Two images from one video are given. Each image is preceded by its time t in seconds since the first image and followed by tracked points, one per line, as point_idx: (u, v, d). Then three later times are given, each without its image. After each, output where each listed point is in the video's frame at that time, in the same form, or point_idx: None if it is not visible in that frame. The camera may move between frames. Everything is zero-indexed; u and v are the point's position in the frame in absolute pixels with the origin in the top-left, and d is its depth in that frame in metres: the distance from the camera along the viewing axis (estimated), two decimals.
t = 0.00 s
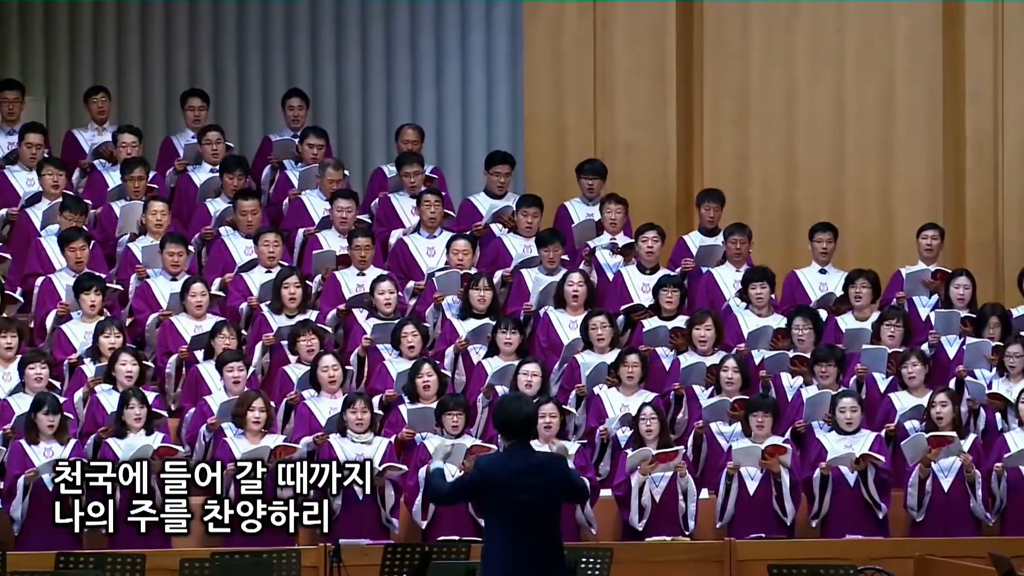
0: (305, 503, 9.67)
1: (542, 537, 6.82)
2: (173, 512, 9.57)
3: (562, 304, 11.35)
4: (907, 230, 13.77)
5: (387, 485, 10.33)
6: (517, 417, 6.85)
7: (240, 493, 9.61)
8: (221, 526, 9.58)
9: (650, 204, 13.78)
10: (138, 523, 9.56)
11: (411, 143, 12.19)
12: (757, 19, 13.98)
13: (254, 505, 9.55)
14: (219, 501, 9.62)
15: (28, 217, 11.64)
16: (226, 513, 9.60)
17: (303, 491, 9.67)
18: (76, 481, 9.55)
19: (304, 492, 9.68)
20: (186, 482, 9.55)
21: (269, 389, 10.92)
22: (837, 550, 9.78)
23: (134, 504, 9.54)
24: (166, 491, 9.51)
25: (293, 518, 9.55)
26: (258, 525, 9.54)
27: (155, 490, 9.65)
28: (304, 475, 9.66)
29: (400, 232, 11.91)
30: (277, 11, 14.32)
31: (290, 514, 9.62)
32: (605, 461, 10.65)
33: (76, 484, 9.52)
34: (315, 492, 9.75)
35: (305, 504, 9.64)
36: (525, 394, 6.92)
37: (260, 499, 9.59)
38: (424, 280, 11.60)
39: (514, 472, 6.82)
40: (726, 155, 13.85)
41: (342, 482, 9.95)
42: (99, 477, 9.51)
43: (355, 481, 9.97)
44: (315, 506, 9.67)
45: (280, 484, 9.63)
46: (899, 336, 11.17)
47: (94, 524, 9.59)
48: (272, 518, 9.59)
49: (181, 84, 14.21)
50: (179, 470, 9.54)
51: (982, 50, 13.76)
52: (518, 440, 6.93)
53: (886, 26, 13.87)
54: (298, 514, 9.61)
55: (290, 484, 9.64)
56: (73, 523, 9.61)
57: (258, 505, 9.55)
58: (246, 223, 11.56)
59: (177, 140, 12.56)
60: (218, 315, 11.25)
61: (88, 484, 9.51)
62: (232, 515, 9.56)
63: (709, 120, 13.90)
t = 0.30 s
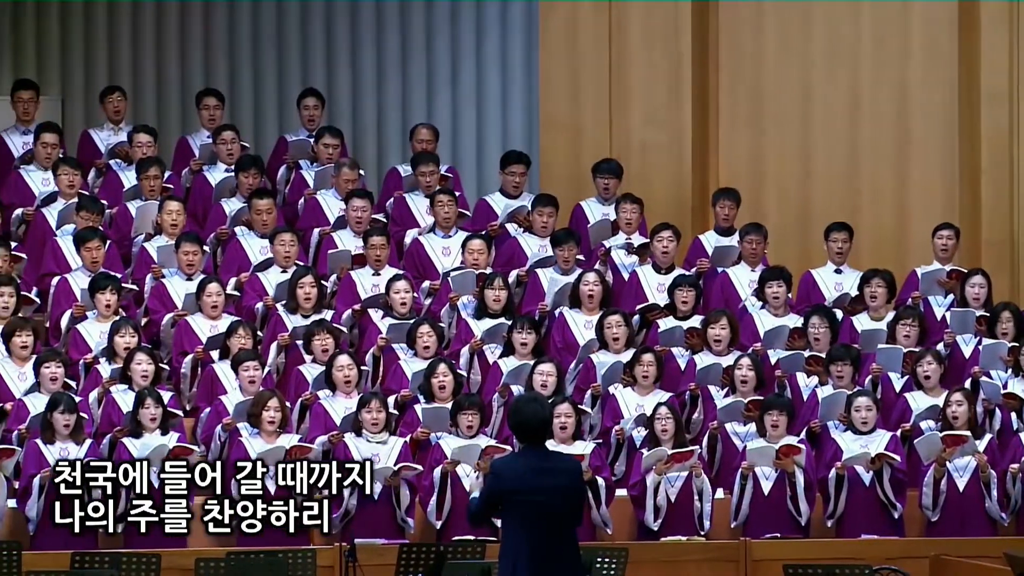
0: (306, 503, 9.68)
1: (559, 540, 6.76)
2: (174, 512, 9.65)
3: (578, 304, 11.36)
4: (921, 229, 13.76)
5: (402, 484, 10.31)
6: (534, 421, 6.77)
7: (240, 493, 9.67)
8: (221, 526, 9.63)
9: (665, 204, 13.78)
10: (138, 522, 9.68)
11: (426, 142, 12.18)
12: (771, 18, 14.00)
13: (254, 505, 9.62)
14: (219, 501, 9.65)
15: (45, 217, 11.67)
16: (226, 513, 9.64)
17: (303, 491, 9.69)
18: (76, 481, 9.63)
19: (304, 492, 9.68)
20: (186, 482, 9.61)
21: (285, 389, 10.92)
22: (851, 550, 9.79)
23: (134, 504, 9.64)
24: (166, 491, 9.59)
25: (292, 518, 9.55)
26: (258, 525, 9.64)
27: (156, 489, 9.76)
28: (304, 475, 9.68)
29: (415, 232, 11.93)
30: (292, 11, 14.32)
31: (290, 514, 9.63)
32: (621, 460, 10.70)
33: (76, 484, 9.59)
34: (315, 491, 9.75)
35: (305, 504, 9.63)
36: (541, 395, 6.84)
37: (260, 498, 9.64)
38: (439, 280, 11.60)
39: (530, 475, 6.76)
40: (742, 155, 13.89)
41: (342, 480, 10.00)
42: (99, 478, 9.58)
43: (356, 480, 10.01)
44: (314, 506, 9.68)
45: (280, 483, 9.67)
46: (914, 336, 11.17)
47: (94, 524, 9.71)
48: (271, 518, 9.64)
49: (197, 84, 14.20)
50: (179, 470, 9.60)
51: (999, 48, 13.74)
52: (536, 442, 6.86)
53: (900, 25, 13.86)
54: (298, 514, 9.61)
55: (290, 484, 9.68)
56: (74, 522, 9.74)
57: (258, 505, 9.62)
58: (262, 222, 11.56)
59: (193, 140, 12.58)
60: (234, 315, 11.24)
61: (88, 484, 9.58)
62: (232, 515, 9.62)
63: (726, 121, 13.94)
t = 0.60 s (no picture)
0: (306, 503, 9.71)
1: (569, 541, 6.74)
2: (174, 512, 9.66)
3: (595, 303, 11.33)
4: (938, 229, 13.75)
5: (418, 484, 10.36)
6: (552, 421, 6.79)
7: (240, 493, 9.64)
8: (221, 526, 9.61)
9: (682, 204, 13.78)
10: (138, 522, 9.66)
11: (443, 141, 12.17)
12: (788, 19, 13.99)
13: (254, 505, 9.62)
14: (218, 501, 9.62)
15: (62, 217, 11.68)
16: (226, 513, 9.62)
17: (303, 491, 9.72)
18: (76, 480, 9.67)
19: (304, 492, 9.71)
20: (186, 482, 9.60)
21: (302, 389, 10.96)
22: (868, 550, 9.80)
23: (134, 504, 9.62)
24: (166, 491, 9.59)
25: (293, 518, 9.58)
26: (258, 525, 9.63)
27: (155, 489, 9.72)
28: (304, 475, 9.71)
29: (431, 232, 11.92)
30: (309, 10, 14.32)
31: (290, 514, 9.67)
32: (637, 460, 10.70)
33: (76, 484, 9.63)
34: (315, 491, 9.78)
35: (305, 505, 9.67)
36: (563, 396, 6.84)
37: (260, 499, 9.63)
38: (456, 280, 11.60)
39: (543, 473, 6.76)
40: (761, 153, 13.88)
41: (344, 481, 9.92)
42: (99, 478, 9.55)
43: (355, 481, 9.95)
44: (314, 506, 9.70)
45: (280, 484, 9.71)
46: (931, 335, 11.15)
47: (93, 524, 9.66)
48: (271, 517, 9.67)
49: (214, 82, 14.26)
50: (179, 470, 9.60)
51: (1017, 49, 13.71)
52: (551, 441, 6.87)
53: (917, 26, 13.84)
54: (298, 514, 9.65)
55: (290, 484, 9.71)
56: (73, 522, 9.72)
57: (258, 505, 9.61)
58: (277, 220, 11.62)
59: (210, 140, 12.58)
60: (251, 315, 11.25)
61: (88, 485, 9.57)
62: (232, 516, 9.60)
63: (743, 120, 13.93)
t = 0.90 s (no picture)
0: (305, 503, 9.79)
1: (585, 542, 6.73)
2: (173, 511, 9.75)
3: (614, 304, 11.35)
4: (958, 228, 13.73)
5: (438, 483, 10.34)
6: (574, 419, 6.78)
7: (240, 493, 9.70)
8: (221, 526, 9.67)
9: (703, 205, 13.75)
10: (138, 522, 9.72)
11: (462, 141, 12.13)
12: (808, 19, 13.92)
13: (254, 505, 9.67)
14: (219, 501, 9.68)
15: (82, 217, 11.69)
16: (226, 513, 9.68)
17: (303, 491, 9.79)
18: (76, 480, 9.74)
19: (304, 493, 9.79)
20: (185, 482, 9.71)
21: (320, 389, 10.96)
22: (888, 550, 9.78)
23: (134, 504, 9.70)
24: (166, 491, 9.69)
25: (294, 518, 9.66)
26: (258, 525, 9.67)
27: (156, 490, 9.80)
28: (304, 475, 9.76)
29: (449, 232, 11.92)
30: (329, 10, 14.33)
31: (290, 514, 9.74)
32: (657, 460, 10.70)
33: (77, 484, 9.69)
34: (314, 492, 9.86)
35: (305, 505, 9.76)
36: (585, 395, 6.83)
37: (260, 499, 9.68)
38: (475, 279, 11.57)
39: (566, 473, 6.75)
40: (779, 150, 13.81)
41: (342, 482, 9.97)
42: (99, 477, 9.68)
43: (356, 480, 9.99)
44: (314, 506, 9.79)
45: (280, 483, 9.76)
46: (952, 335, 11.14)
47: (94, 524, 9.79)
48: (271, 517, 9.72)
49: (234, 82, 14.23)
50: (179, 470, 9.69)
51: None
52: (573, 440, 6.86)
53: (937, 23, 13.84)
54: (298, 514, 9.74)
55: (290, 485, 9.77)
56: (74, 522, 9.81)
57: (259, 505, 9.67)
58: (297, 220, 11.57)
59: (229, 140, 12.60)
60: (271, 315, 11.26)
61: (88, 484, 9.67)
62: (232, 516, 9.64)
63: (762, 120, 13.88)
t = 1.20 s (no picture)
0: (306, 503, 9.91)
1: (603, 542, 6.70)
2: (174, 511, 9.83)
3: (634, 303, 11.32)
4: (980, 226, 13.68)
5: (458, 483, 10.37)
6: (594, 419, 6.75)
7: (240, 493, 9.81)
8: (221, 526, 9.82)
9: (723, 204, 13.78)
10: (138, 522, 9.83)
11: (483, 140, 12.14)
12: (829, 20, 13.96)
13: (254, 505, 9.77)
14: (219, 501, 9.83)
15: (103, 216, 11.70)
16: (226, 513, 9.83)
17: (303, 491, 9.92)
18: (77, 480, 9.83)
19: (304, 492, 9.91)
20: (186, 481, 9.79)
21: (342, 388, 11.00)
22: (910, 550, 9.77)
23: (134, 504, 9.79)
24: (166, 491, 9.76)
25: (293, 518, 9.78)
26: (258, 525, 9.78)
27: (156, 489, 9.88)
28: (304, 475, 9.92)
29: (469, 232, 11.92)
30: (350, 10, 14.30)
31: (290, 514, 9.86)
32: (677, 459, 10.67)
33: (77, 484, 9.80)
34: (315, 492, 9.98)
35: (305, 505, 9.87)
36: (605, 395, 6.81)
37: (260, 499, 9.79)
38: (496, 279, 11.58)
39: (586, 473, 6.74)
40: (801, 158, 13.87)
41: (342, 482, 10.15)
42: (99, 477, 9.75)
43: (356, 480, 10.20)
44: (314, 506, 9.90)
45: (280, 483, 9.89)
46: (972, 335, 11.13)
47: (94, 524, 9.85)
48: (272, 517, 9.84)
49: (254, 82, 14.28)
50: (179, 470, 9.76)
51: None
52: (593, 438, 6.82)
53: (958, 25, 13.76)
54: (298, 514, 9.85)
55: (290, 484, 9.91)
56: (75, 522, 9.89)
57: (258, 505, 9.77)
58: (317, 220, 11.60)
59: (250, 139, 12.60)
60: (292, 315, 11.27)
61: (88, 484, 9.76)
62: (232, 516, 9.79)
63: (782, 121, 13.94)
